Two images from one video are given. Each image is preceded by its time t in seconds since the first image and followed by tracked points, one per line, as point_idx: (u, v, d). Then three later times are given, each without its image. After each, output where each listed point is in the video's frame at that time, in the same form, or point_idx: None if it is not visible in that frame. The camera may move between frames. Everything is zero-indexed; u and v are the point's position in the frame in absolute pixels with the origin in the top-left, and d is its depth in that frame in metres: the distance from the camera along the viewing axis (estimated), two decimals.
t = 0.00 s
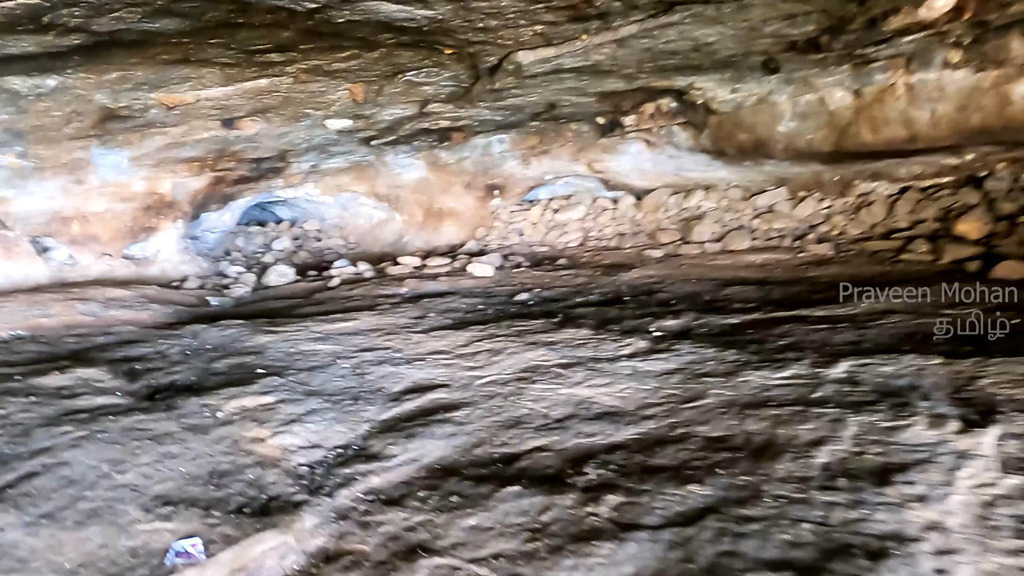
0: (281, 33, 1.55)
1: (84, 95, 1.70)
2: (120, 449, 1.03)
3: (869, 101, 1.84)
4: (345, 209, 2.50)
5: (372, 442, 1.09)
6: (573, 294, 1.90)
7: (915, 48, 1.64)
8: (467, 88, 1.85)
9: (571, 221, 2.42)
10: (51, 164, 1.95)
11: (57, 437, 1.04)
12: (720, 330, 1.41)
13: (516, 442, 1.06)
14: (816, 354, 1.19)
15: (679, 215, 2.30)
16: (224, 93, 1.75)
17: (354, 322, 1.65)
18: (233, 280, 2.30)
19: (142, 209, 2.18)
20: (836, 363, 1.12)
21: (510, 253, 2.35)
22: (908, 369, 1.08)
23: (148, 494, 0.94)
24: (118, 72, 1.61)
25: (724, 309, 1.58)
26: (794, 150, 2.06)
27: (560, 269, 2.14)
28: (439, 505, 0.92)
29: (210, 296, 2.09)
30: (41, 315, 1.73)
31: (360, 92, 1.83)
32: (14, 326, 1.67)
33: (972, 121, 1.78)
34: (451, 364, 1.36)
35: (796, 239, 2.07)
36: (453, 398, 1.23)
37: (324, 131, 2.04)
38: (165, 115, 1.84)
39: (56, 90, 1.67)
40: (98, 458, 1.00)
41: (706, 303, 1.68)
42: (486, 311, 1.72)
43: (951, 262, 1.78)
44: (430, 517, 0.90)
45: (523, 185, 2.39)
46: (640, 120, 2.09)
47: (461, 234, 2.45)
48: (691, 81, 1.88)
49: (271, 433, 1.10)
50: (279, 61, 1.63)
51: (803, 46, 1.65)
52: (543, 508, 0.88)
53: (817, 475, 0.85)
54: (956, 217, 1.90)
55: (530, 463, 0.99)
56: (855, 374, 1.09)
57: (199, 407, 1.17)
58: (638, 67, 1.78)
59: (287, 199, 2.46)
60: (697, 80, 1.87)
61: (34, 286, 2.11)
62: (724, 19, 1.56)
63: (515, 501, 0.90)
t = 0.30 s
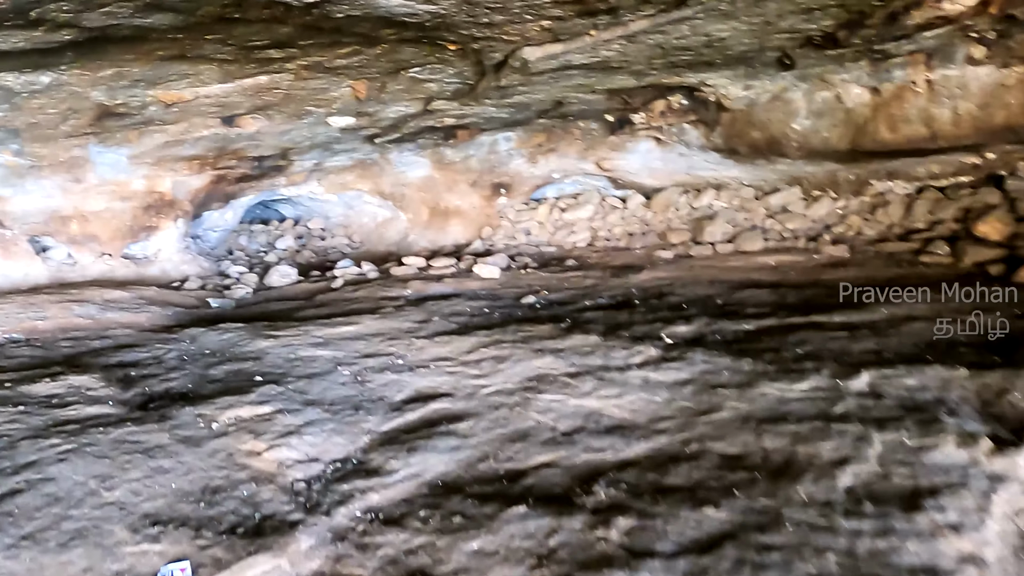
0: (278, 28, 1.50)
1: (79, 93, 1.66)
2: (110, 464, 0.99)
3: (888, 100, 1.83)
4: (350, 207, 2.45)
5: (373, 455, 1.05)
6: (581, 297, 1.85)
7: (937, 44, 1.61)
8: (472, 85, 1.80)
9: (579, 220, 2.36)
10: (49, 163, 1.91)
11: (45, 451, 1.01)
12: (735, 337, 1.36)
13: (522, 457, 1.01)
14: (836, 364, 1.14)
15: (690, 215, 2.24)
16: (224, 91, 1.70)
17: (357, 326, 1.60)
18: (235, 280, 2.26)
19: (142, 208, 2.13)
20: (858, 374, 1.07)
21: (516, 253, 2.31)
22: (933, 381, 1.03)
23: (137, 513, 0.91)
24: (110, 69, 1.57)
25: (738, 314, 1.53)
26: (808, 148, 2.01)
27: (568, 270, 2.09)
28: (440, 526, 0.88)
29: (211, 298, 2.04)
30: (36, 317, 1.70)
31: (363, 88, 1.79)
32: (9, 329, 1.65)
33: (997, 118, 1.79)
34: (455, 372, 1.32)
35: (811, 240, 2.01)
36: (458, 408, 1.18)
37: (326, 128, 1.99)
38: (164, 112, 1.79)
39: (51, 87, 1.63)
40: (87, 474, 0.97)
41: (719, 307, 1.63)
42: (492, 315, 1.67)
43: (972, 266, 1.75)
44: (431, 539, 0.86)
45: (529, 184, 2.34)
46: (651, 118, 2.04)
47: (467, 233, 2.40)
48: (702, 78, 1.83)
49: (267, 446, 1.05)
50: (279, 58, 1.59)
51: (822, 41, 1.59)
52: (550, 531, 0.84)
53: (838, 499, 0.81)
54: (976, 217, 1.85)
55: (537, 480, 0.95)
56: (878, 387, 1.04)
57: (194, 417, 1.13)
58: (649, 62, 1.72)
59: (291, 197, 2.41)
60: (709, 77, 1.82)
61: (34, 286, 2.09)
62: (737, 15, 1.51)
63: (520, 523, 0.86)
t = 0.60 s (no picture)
0: (279, 27, 1.48)
1: (77, 92, 1.63)
2: (99, 480, 0.95)
3: (908, 98, 1.80)
4: (353, 207, 2.41)
5: (373, 471, 1.00)
6: (589, 301, 1.80)
7: (960, 40, 1.57)
8: (478, 83, 1.75)
9: (587, 220, 2.30)
10: (47, 162, 1.87)
11: (32, 467, 0.97)
12: (750, 346, 1.32)
13: (529, 474, 0.96)
14: (857, 376, 1.09)
15: (701, 216, 2.18)
16: (224, 89, 1.66)
17: (359, 332, 1.56)
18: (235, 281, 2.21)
19: (143, 207, 2.08)
20: (882, 388, 1.02)
21: (522, 254, 2.24)
22: (961, 397, 0.98)
23: (126, 534, 0.87)
24: (108, 68, 1.53)
25: (753, 321, 1.48)
26: (823, 147, 1.98)
27: (576, 272, 2.04)
28: (443, 550, 0.84)
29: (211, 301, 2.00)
30: (31, 320, 1.66)
31: (366, 87, 1.74)
32: (4, 333, 1.62)
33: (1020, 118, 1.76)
34: (460, 381, 1.27)
35: (824, 241, 1.95)
36: (463, 421, 1.14)
37: (329, 127, 1.95)
38: (164, 112, 1.75)
39: (47, 86, 1.59)
40: (76, 491, 0.93)
41: (732, 312, 1.58)
42: (497, 321, 1.62)
43: (994, 270, 1.68)
44: (433, 565, 0.82)
45: (535, 184, 2.29)
46: (661, 116, 2.00)
47: (473, 233, 2.35)
48: (716, 75, 1.78)
49: (263, 461, 1.01)
50: (281, 56, 1.56)
51: (840, 38, 1.56)
52: (558, 558, 0.80)
53: (863, 527, 0.77)
54: (997, 218, 1.80)
55: (545, 500, 0.90)
56: (903, 402, 0.99)
57: (189, 429, 1.08)
58: (661, 60, 1.67)
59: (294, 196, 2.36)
60: (722, 74, 1.78)
61: (31, 288, 2.00)
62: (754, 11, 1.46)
63: (527, 549, 0.82)
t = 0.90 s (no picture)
0: (280, 24, 1.41)
1: (76, 91, 1.59)
2: (87, 496, 0.91)
3: (926, 96, 1.74)
4: (357, 206, 2.37)
5: (373, 486, 0.96)
6: (597, 305, 1.76)
7: (982, 37, 1.49)
8: (484, 81, 1.71)
9: (594, 222, 2.27)
10: (45, 162, 1.81)
11: (18, 481, 0.93)
12: (764, 354, 1.27)
13: (535, 491, 0.92)
14: (878, 388, 1.04)
15: (710, 216, 2.15)
16: (224, 88, 1.63)
17: (361, 337, 1.52)
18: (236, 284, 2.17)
19: (142, 208, 2.04)
20: (904, 402, 0.98)
21: (528, 256, 2.19)
22: (989, 411, 0.94)
23: (114, 553, 0.82)
24: (105, 66, 1.49)
25: (765, 328, 1.44)
26: (838, 147, 1.93)
27: (583, 275, 2.00)
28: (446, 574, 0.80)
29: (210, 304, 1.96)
30: (27, 324, 1.63)
31: (370, 85, 1.70)
32: None
33: None
34: (464, 391, 1.23)
35: (838, 245, 1.91)
36: (467, 433, 1.10)
37: (332, 126, 1.91)
38: (164, 111, 1.72)
39: (44, 85, 1.54)
40: (63, 507, 0.88)
41: (744, 318, 1.54)
42: (503, 326, 1.59)
43: (1015, 273, 1.61)
44: None
45: (542, 183, 2.26)
46: (670, 116, 1.97)
47: (478, 233, 2.30)
48: (728, 74, 1.74)
49: (258, 475, 0.97)
50: (282, 53, 1.51)
51: (857, 36, 1.52)
52: None
53: (893, 554, 0.72)
54: (1017, 220, 1.73)
55: (553, 519, 0.86)
56: (928, 416, 0.95)
57: (183, 441, 1.05)
58: (672, 58, 1.63)
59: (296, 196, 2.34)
60: (735, 72, 1.72)
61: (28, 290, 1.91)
62: (771, 8, 1.41)
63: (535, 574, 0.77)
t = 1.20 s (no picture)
0: (279, 19, 1.36)
1: (72, 90, 1.55)
2: (73, 511, 0.87)
3: (945, 95, 1.66)
4: (361, 207, 2.36)
5: (371, 501, 0.92)
6: (605, 310, 1.72)
7: (1004, 34, 1.44)
8: (489, 80, 1.68)
9: (602, 223, 2.23)
10: (43, 162, 1.77)
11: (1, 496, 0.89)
12: (778, 361, 1.23)
13: (541, 507, 0.88)
14: (899, 399, 1.00)
15: (721, 219, 2.10)
16: (224, 86, 1.59)
17: (363, 343, 1.48)
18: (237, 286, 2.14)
19: (142, 208, 2.01)
20: (928, 414, 0.93)
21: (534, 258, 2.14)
22: (1018, 425, 0.89)
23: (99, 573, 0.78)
24: (103, 64, 1.46)
25: (779, 334, 1.39)
26: (853, 147, 1.88)
27: (590, 278, 1.96)
28: None
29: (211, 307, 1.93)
30: (21, 329, 1.60)
31: (374, 85, 1.67)
32: None
33: None
34: (468, 399, 1.19)
35: (852, 248, 1.87)
36: (470, 444, 1.06)
37: (336, 126, 1.87)
38: (163, 110, 1.68)
39: (41, 83, 1.51)
40: (47, 523, 0.84)
41: (757, 323, 1.50)
42: (508, 332, 1.55)
43: None
44: None
45: (550, 184, 2.23)
46: (680, 115, 1.94)
47: (484, 235, 2.25)
48: (739, 73, 1.70)
49: (252, 489, 0.93)
50: (282, 51, 1.47)
51: (873, 33, 1.48)
52: None
53: None
54: None
55: (560, 539, 0.82)
56: (954, 430, 0.90)
57: (176, 451, 1.01)
58: (682, 56, 1.58)
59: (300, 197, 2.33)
60: (746, 71, 1.69)
61: (25, 293, 1.87)
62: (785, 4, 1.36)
63: None
